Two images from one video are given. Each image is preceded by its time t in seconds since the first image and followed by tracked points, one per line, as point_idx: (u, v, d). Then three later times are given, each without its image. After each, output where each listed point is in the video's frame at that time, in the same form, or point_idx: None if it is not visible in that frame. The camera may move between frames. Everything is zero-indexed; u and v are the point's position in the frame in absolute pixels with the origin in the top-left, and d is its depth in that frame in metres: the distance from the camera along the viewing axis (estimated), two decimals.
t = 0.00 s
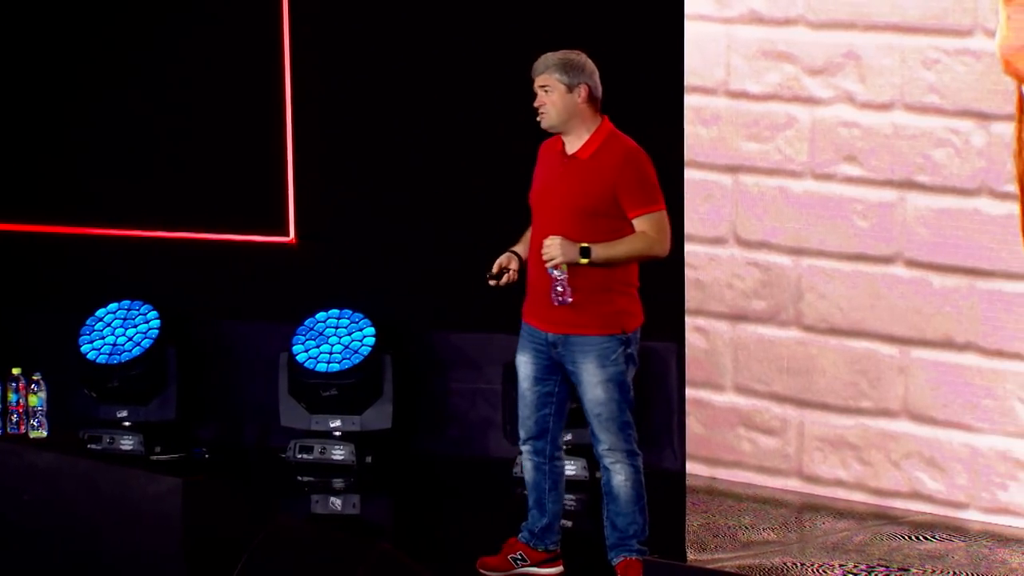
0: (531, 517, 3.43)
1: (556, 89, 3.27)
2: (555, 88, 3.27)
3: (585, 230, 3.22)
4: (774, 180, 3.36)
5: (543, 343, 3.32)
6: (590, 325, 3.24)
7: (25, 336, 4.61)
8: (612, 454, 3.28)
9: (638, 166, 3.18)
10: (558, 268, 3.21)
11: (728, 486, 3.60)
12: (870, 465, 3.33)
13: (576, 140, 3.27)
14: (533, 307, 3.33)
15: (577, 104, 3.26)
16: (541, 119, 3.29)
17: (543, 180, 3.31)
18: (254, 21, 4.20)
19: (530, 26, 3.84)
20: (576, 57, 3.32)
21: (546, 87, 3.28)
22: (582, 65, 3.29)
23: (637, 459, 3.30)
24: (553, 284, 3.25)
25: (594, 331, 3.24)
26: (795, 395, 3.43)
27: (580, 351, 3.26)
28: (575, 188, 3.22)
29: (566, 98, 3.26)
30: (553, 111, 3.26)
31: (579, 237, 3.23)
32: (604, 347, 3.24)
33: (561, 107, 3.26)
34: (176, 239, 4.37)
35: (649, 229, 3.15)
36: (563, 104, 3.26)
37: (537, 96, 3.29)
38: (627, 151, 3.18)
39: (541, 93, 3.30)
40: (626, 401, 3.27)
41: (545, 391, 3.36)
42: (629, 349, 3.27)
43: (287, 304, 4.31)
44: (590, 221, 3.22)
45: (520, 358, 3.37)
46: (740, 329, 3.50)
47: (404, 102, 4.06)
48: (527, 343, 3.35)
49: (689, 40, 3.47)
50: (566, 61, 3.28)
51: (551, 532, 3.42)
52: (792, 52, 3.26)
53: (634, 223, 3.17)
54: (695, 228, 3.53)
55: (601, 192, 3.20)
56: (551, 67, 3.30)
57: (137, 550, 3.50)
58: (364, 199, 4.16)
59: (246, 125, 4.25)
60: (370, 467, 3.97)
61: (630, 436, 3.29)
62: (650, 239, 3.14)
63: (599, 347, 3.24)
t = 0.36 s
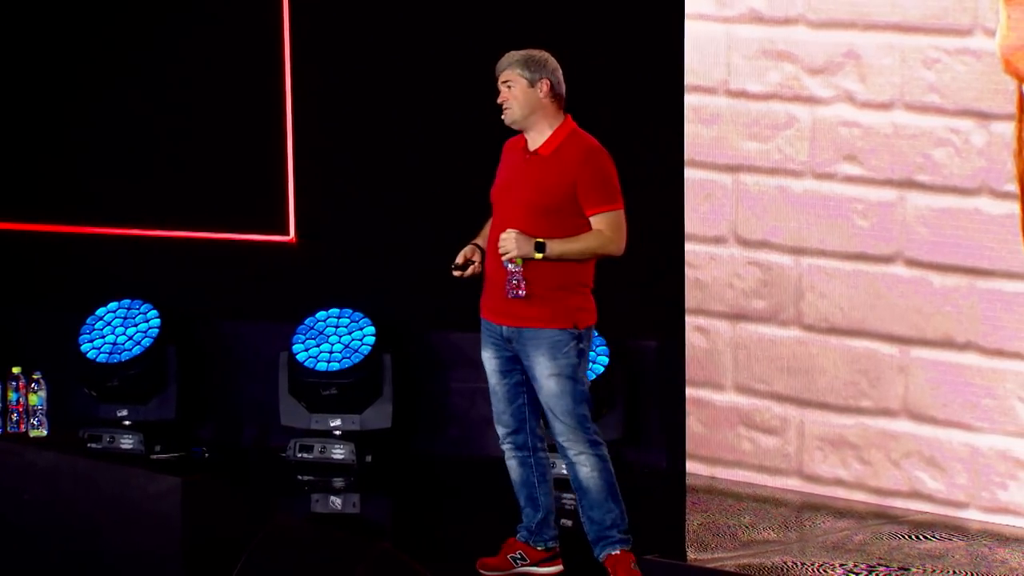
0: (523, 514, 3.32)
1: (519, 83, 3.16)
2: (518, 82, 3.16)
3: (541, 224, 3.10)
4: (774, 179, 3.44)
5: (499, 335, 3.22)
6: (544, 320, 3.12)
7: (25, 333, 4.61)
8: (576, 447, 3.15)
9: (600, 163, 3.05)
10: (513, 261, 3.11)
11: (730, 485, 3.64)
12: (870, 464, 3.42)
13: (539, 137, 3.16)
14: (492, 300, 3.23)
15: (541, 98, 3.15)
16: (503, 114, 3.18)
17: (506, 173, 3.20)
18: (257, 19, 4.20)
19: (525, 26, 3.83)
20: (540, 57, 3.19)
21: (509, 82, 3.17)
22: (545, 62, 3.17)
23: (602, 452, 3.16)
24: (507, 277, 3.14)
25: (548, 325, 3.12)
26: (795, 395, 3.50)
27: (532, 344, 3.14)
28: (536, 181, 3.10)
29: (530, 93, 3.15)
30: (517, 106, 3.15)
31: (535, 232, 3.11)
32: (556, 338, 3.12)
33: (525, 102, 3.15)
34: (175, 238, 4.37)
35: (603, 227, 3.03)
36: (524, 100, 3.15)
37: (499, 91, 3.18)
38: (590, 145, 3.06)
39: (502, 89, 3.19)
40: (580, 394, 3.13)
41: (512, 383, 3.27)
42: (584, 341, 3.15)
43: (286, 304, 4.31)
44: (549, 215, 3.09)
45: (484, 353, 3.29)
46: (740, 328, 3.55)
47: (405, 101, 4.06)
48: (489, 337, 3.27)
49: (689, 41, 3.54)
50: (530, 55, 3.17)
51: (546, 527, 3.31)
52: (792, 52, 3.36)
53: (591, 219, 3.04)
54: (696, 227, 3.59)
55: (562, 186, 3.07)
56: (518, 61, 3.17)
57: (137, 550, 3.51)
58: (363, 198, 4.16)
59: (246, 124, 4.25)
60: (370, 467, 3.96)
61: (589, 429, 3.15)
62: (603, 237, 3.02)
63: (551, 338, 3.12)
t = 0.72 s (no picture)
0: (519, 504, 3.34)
1: (500, 80, 3.16)
2: (500, 77, 3.16)
3: (517, 221, 3.11)
4: (788, 180, 3.42)
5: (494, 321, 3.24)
6: (517, 315, 3.13)
7: (40, 334, 4.63)
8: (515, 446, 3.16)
9: (570, 155, 3.05)
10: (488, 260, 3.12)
11: (743, 486, 3.64)
12: (884, 465, 3.42)
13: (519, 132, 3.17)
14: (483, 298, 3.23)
15: (520, 96, 3.15)
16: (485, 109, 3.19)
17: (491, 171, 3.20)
18: (271, 19, 4.20)
19: (539, 24, 3.84)
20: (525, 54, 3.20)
21: (490, 77, 3.17)
22: (530, 59, 3.17)
23: (535, 459, 3.17)
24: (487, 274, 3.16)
25: (518, 319, 3.13)
26: (809, 395, 3.48)
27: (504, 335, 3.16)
28: (510, 174, 3.11)
29: (511, 89, 3.15)
30: (497, 101, 3.16)
31: (511, 229, 3.12)
32: (522, 334, 3.13)
33: (504, 99, 3.15)
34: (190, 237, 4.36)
35: (568, 217, 3.04)
36: (504, 96, 3.16)
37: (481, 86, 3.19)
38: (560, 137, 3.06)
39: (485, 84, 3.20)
40: (530, 396, 3.13)
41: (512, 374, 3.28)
42: (552, 344, 3.14)
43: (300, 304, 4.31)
44: (526, 208, 3.10)
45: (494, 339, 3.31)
46: (755, 328, 3.51)
47: (418, 101, 4.06)
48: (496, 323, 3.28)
49: (703, 40, 3.51)
50: (513, 52, 3.17)
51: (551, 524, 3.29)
52: (807, 52, 3.34)
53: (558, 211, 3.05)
54: (711, 228, 3.54)
55: (533, 179, 3.07)
56: (500, 56, 3.17)
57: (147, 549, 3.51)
58: (377, 198, 4.16)
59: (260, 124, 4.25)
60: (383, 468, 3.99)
61: (528, 432, 3.15)
62: (566, 228, 3.03)
63: (517, 334, 3.14)
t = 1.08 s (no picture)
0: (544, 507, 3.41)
1: (486, 85, 3.26)
2: (485, 82, 3.25)
3: (494, 224, 3.20)
4: (815, 179, 3.43)
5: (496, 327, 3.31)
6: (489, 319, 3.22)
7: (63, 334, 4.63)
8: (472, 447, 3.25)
9: (541, 162, 3.10)
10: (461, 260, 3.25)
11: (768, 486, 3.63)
12: (910, 465, 3.43)
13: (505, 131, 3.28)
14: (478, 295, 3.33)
15: (504, 102, 3.25)
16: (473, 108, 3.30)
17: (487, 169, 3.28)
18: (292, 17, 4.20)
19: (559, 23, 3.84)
20: (518, 55, 3.26)
21: (477, 80, 3.26)
22: (517, 63, 3.24)
23: (486, 461, 3.24)
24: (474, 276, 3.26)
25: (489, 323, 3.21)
26: (834, 395, 3.48)
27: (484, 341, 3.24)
28: (491, 176, 3.19)
29: (494, 95, 3.24)
30: (481, 105, 3.26)
31: (489, 232, 3.21)
32: (491, 339, 3.20)
33: (489, 104, 3.26)
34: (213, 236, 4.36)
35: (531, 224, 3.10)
36: (489, 101, 3.26)
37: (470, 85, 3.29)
38: (529, 146, 3.12)
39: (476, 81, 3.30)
40: (494, 399, 3.20)
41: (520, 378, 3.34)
42: (519, 348, 3.18)
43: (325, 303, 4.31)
44: (501, 213, 3.18)
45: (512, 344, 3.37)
46: (779, 328, 3.51)
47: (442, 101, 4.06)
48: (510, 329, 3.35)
49: (729, 38, 3.49)
50: (500, 56, 3.25)
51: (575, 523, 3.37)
52: (833, 52, 3.33)
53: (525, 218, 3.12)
54: (735, 227, 3.53)
55: (505, 187, 3.15)
56: (488, 59, 3.26)
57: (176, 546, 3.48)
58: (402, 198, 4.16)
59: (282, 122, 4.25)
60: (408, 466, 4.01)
61: (487, 435, 3.22)
62: (528, 235, 3.09)
63: (488, 338, 3.21)
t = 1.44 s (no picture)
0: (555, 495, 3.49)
1: (477, 86, 3.31)
2: (477, 84, 3.30)
3: (479, 223, 3.27)
4: (855, 180, 3.42)
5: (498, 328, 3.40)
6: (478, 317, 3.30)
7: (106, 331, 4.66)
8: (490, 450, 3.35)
9: (519, 165, 3.16)
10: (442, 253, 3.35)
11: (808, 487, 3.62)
12: (950, 466, 3.41)
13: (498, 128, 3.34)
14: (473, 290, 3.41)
15: (495, 104, 3.30)
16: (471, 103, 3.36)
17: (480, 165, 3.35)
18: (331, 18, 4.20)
19: (596, 24, 3.84)
20: (511, 55, 3.29)
21: (471, 81, 3.32)
22: (508, 66, 3.28)
23: (505, 461, 3.34)
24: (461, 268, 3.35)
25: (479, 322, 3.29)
26: (874, 396, 3.47)
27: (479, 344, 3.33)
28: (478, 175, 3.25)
29: (485, 97, 3.30)
30: (475, 105, 3.32)
31: (474, 231, 3.28)
32: (479, 340, 3.29)
33: (480, 104, 3.31)
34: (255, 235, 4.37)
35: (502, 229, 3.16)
36: (480, 102, 3.32)
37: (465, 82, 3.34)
38: (505, 149, 3.18)
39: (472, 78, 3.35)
40: (496, 399, 3.29)
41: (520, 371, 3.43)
42: (506, 345, 3.27)
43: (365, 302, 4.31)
44: (485, 213, 3.25)
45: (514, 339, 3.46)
46: (819, 329, 3.51)
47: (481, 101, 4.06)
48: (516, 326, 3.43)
49: (767, 38, 3.48)
50: (490, 58, 3.28)
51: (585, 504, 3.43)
52: (873, 52, 3.32)
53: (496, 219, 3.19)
54: (775, 227, 3.54)
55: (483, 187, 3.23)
56: (479, 60, 3.30)
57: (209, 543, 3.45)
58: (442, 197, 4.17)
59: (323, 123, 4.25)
60: (446, 466, 4.02)
61: (500, 434, 3.32)
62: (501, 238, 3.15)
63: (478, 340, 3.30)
